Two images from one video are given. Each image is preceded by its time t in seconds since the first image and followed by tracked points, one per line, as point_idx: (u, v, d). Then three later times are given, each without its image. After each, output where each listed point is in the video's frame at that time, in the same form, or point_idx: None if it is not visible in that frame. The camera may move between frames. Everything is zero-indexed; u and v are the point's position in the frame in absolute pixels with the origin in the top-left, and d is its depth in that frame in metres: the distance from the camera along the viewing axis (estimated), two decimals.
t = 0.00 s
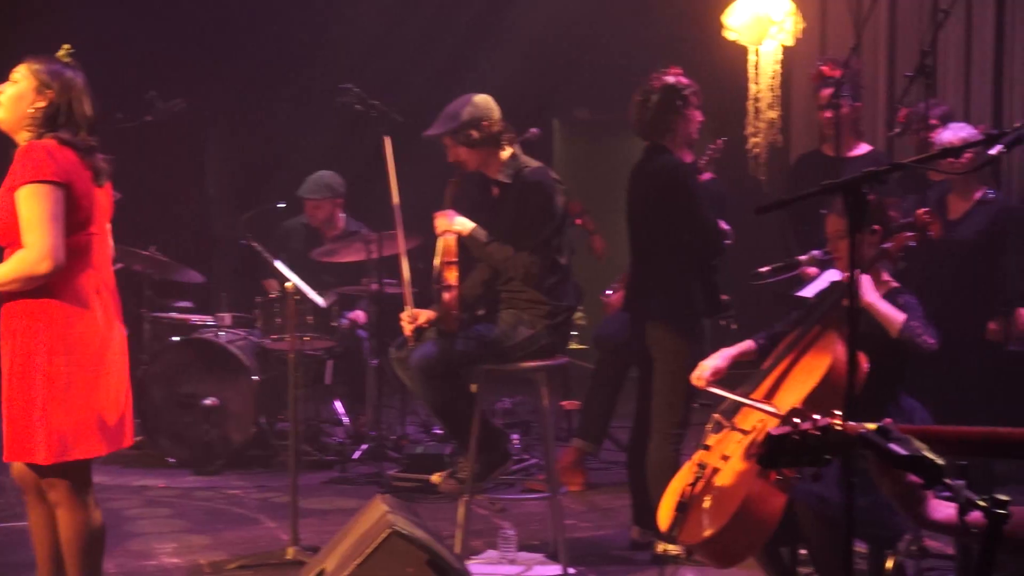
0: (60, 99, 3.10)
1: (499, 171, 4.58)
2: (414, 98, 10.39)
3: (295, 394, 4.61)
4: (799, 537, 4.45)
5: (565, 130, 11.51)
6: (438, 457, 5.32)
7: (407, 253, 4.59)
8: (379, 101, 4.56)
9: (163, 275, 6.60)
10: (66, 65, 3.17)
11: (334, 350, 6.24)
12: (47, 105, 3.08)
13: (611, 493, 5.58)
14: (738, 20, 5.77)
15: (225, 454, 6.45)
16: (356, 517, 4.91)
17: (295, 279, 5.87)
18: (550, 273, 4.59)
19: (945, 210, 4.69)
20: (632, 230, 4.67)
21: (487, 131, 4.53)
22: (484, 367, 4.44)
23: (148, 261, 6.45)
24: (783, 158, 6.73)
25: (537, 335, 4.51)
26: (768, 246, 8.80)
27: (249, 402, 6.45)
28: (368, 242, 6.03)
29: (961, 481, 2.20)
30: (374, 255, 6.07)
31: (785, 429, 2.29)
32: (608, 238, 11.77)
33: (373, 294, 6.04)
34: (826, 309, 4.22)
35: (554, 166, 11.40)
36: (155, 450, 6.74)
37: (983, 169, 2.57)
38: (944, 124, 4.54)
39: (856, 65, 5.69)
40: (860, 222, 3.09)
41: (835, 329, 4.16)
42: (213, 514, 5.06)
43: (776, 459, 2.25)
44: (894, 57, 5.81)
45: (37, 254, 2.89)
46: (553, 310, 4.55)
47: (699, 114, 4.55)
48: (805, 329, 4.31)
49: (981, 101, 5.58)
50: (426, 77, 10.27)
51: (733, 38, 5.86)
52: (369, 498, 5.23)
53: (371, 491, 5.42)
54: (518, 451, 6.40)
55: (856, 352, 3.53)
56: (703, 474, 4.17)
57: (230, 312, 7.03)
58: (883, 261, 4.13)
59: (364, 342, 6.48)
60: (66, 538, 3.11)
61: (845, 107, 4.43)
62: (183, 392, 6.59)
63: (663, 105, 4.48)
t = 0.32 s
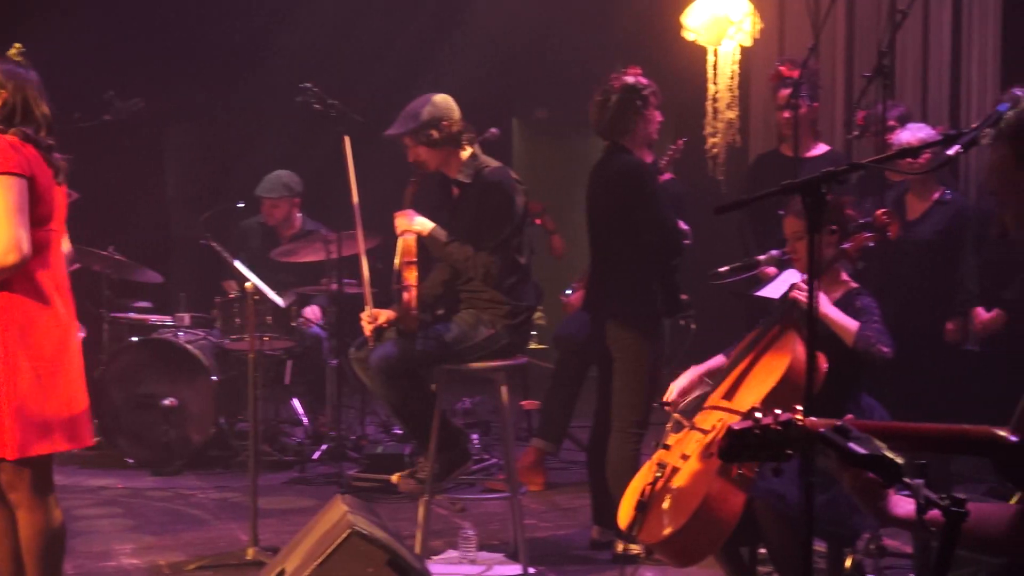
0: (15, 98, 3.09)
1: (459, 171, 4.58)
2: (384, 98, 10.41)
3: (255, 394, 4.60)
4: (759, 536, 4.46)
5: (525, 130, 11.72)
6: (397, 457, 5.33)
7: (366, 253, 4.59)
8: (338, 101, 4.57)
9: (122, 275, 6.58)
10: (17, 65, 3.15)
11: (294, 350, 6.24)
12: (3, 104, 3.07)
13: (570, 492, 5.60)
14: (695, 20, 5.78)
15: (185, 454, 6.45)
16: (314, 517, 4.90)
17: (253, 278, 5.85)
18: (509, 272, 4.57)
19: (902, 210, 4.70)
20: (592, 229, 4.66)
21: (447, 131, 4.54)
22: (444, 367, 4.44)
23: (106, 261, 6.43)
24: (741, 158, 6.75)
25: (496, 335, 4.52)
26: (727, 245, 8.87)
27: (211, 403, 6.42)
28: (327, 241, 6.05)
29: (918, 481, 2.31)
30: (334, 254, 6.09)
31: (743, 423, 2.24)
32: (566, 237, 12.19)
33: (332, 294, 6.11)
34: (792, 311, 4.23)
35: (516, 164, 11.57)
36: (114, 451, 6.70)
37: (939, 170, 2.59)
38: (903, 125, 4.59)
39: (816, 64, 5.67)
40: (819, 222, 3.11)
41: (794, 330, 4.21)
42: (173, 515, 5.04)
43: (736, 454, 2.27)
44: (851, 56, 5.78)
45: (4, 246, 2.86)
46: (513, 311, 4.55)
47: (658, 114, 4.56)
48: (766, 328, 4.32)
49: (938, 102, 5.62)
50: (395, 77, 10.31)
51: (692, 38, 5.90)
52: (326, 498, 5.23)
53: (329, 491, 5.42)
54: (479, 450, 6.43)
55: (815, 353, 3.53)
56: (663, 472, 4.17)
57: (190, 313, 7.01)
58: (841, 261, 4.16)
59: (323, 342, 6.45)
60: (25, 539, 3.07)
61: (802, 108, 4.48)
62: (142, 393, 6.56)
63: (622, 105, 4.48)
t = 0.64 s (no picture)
0: None
1: (415, 172, 4.57)
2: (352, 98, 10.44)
3: (211, 395, 4.58)
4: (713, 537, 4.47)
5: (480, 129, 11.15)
6: (354, 458, 5.34)
7: (322, 253, 4.57)
8: (293, 100, 4.55)
9: (76, 276, 6.55)
10: None
11: (250, 351, 6.25)
12: None
13: (526, 493, 5.62)
14: (650, 22, 5.74)
15: (140, 456, 6.46)
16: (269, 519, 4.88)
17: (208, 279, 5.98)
18: (466, 273, 4.57)
19: (858, 211, 4.72)
20: (548, 232, 4.66)
21: (402, 133, 4.53)
22: (402, 368, 4.43)
23: (60, 262, 6.40)
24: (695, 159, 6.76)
25: (453, 336, 4.49)
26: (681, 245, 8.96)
27: (165, 404, 6.44)
28: (283, 242, 5.99)
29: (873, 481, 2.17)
30: (289, 255, 6.03)
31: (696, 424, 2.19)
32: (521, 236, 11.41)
33: (289, 295, 6.15)
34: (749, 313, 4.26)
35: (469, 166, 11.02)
36: (69, 453, 6.67)
37: (889, 173, 2.57)
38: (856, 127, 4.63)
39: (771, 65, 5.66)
40: (775, 225, 3.02)
41: (749, 330, 4.22)
42: (128, 517, 5.02)
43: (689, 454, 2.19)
44: (807, 57, 5.79)
45: None
46: (469, 312, 4.54)
47: (614, 115, 4.57)
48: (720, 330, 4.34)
49: (893, 103, 5.68)
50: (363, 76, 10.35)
51: (648, 41, 5.84)
52: (281, 500, 5.22)
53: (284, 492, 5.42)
54: (435, 451, 6.45)
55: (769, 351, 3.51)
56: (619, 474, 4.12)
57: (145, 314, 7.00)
58: (796, 263, 4.19)
59: (278, 345, 6.64)
60: None
61: (758, 109, 4.49)
62: (97, 395, 6.55)
63: (578, 106, 4.48)
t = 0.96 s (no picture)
0: None
1: (366, 172, 4.55)
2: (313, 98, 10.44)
3: (160, 396, 4.55)
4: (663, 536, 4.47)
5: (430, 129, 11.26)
6: (303, 458, 5.34)
7: (272, 252, 4.54)
8: (242, 100, 4.55)
9: (22, 276, 6.53)
10: None
11: (199, 351, 6.30)
12: None
13: (476, 493, 5.63)
14: (601, 23, 5.76)
15: (89, 458, 6.47)
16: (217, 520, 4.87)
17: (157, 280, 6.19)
18: (416, 274, 4.55)
19: (807, 211, 4.73)
20: (498, 233, 4.65)
21: (354, 132, 4.53)
22: (351, 368, 4.43)
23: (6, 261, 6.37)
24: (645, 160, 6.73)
25: (403, 336, 4.48)
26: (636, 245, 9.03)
27: (113, 406, 6.48)
28: (233, 243, 6.13)
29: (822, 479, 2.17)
30: (239, 256, 6.17)
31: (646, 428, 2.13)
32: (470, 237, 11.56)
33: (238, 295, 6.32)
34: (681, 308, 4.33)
35: (420, 167, 11.19)
36: (18, 455, 6.62)
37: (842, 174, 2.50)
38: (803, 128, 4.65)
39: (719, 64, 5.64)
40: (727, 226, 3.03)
41: (700, 330, 4.19)
42: (74, 519, 4.99)
43: (639, 455, 2.15)
44: (756, 56, 5.78)
45: None
46: (419, 312, 4.52)
47: (563, 115, 4.59)
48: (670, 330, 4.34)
49: (841, 100, 5.71)
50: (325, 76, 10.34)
51: (597, 41, 5.86)
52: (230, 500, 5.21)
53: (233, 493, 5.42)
54: (386, 451, 6.46)
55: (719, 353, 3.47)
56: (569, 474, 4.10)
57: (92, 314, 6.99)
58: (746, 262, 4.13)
59: (227, 346, 6.68)
60: None
61: (707, 109, 4.50)
62: (44, 397, 6.53)
63: (527, 106, 4.49)
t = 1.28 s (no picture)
0: None
1: (319, 173, 4.53)
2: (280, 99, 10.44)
3: (112, 397, 4.52)
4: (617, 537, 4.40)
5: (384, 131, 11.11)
6: (257, 461, 5.35)
7: (225, 253, 4.50)
8: (195, 101, 4.55)
9: None
10: None
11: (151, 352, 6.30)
12: None
13: (431, 494, 5.61)
14: (555, 26, 5.74)
15: (40, 461, 6.46)
16: (169, 523, 4.86)
17: (109, 281, 6.15)
18: (370, 275, 4.56)
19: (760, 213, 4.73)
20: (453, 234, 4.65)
21: (307, 133, 4.52)
22: (305, 370, 4.40)
23: None
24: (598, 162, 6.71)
25: (357, 338, 4.48)
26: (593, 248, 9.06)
27: (64, 408, 6.50)
28: (186, 245, 6.13)
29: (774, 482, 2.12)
30: (192, 258, 6.16)
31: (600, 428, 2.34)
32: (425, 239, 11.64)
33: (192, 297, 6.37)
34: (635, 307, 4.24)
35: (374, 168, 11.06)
36: None
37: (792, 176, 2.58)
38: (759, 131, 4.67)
39: (673, 67, 5.57)
40: (680, 225, 3.09)
41: (655, 332, 4.18)
42: (25, 522, 4.97)
43: (595, 456, 2.35)
44: (708, 61, 5.72)
45: None
46: (374, 314, 4.52)
47: (517, 118, 4.60)
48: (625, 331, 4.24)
49: (793, 103, 5.50)
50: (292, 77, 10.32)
51: (551, 43, 5.85)
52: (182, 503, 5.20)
53: (184, 496, 5.41)
54: (341, 452, 6.46)
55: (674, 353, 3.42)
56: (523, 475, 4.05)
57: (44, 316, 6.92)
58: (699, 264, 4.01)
59: (178, 351, 6.73)
60: None
61: (660, 112, 4.53)
62: None
63: (479, 108, 4.50)
